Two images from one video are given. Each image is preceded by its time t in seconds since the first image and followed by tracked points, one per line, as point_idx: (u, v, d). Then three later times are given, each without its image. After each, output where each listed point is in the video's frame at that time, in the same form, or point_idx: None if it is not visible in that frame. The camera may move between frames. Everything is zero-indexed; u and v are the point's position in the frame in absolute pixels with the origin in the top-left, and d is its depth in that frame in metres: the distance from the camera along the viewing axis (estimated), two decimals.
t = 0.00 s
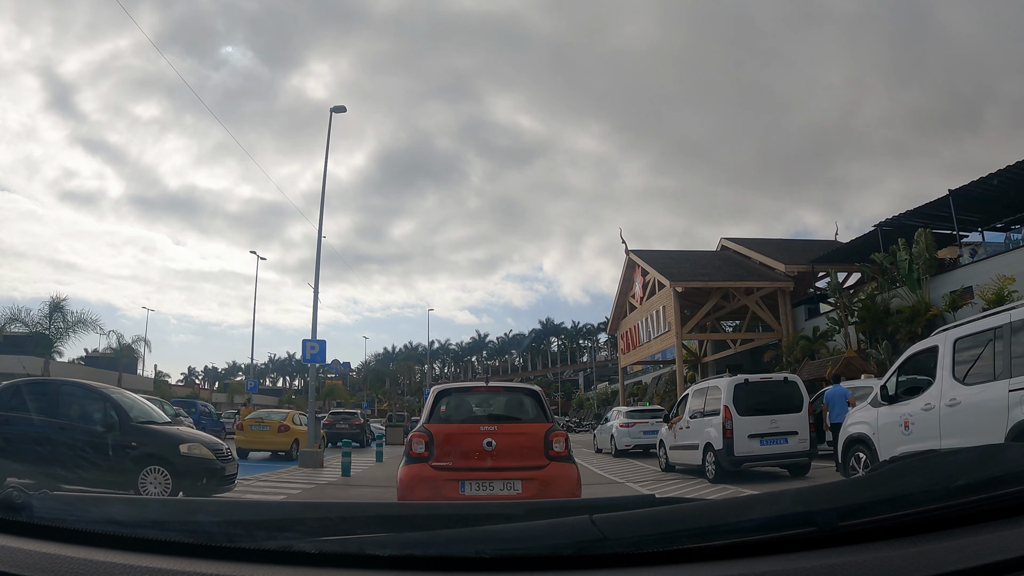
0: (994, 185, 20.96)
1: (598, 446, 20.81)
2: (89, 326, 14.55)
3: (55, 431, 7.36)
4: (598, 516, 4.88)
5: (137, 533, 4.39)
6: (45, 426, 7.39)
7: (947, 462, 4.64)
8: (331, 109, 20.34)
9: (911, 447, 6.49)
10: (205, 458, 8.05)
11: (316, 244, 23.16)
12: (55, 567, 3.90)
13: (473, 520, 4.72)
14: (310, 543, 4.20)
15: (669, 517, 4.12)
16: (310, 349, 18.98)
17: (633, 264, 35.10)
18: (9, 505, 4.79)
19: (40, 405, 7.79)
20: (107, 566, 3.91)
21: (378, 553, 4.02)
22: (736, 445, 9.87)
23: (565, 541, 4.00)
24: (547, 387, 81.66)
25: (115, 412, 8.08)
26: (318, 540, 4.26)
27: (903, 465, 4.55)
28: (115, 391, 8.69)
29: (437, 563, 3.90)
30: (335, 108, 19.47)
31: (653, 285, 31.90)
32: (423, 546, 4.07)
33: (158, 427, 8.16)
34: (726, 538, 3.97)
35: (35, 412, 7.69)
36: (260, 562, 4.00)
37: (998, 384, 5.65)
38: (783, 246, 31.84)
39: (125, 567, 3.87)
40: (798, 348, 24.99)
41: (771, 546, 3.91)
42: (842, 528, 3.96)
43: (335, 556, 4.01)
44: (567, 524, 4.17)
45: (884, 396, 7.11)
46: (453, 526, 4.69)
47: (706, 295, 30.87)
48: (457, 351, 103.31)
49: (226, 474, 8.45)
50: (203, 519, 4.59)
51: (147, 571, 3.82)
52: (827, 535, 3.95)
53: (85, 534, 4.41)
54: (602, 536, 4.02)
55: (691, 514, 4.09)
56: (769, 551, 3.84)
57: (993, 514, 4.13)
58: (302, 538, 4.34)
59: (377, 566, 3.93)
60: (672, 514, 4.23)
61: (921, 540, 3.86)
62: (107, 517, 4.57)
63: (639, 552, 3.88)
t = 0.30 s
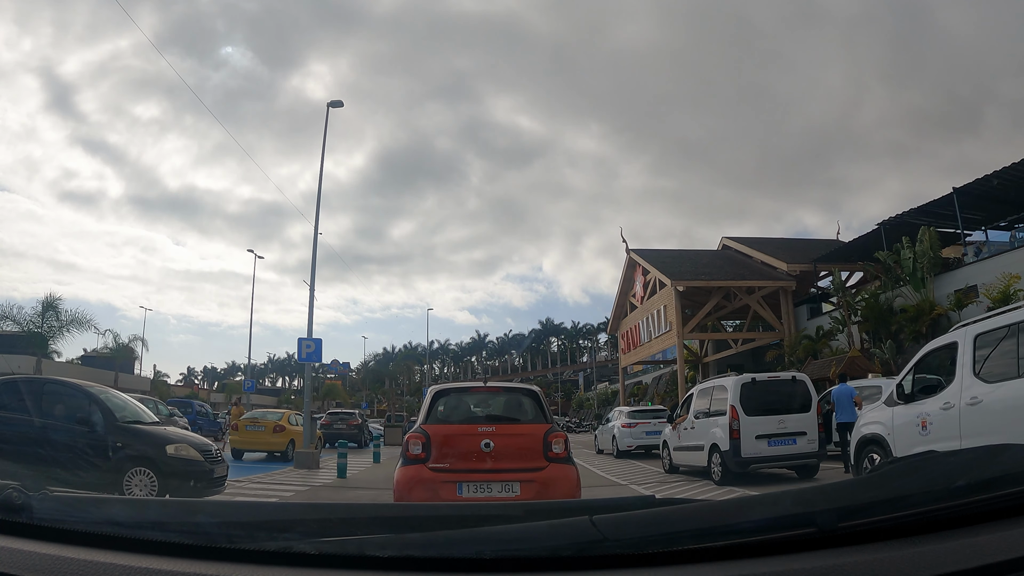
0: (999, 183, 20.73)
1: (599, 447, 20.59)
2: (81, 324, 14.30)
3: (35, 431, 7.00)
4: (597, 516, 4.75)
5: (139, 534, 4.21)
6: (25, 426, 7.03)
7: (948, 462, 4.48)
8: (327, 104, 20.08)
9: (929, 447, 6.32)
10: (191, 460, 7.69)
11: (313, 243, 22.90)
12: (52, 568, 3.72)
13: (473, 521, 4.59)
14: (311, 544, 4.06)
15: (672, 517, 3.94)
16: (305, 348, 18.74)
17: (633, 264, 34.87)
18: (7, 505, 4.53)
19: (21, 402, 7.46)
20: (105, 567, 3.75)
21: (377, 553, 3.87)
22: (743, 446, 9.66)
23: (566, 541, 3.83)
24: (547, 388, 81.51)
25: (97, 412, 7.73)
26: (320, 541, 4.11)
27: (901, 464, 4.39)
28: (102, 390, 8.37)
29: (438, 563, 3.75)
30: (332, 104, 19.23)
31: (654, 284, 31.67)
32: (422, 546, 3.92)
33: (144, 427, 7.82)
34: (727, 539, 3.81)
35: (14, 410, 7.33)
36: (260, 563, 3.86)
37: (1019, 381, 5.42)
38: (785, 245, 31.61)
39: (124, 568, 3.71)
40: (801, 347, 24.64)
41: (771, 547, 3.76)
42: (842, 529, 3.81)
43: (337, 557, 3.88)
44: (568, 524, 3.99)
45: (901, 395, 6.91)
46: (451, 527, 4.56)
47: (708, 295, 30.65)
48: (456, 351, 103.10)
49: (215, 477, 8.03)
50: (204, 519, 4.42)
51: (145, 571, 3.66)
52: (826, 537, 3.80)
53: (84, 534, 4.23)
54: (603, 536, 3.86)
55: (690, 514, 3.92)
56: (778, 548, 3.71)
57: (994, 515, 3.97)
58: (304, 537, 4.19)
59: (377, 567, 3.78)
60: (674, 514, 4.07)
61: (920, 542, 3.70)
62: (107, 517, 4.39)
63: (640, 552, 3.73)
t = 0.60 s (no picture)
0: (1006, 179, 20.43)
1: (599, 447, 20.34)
2: (75, 323, 14.09)
3: (18, 431, 6.74)
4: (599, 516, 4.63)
5: (142, 534, 4.10)
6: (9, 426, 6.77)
7: (950, 461, 4.31)
8: (324, 99, 19.79)
9: (947, 448, 6.12)
10: (178, 462, 7.37)
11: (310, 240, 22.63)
12: (54, 569, 3.61)
13: (474, 520, 4.49)
14: (312, 544, 3.96)
15: (672, 517, 3.82)
16: (302, 347, 18.53)
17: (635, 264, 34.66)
18: (7, 504, 4.39)
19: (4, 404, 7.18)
20: (107, 567, 3.64)
21: (377, 553, 3.76)
22: (751, 447, 9.43)
23: (566, 541, 3.70)
24: (546, 388, 81.35)
25: (83, 412, 7.49)
26: (319, 541, 4.00)
27: (902, 463, 4.22)
28: (88, 388, 8.09)
29: (438, 564, 3.65)
30: (329, 99, 19.00)
31: (654, 283, 31.46)
32: (422, 546, 3.80)
33: (129, 427, 7.51)
34: (726, 540, 3.68)
35: None
36: (259, 563, 3.76)
37: None
38: (786, 245, 31.41)
39: (124, 569, 3.60)
40: (803, 347, 24.47)
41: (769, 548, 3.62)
42: (842, 531, 3.66)
43: (337, 557, 3.77)
44: (567, 524, 3.87)
45: (916, 394, 6.69)
46: (451, 527, 4.46)
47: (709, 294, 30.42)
48: (456, 352, 102.95)
49: (205, 480, 7.69)
50: (205, 519, 4.31)
51: (146, 572, 3.55)
52: (826, 538, 3.65)
53: (85, 534, 4.11)
54: (603, 536, 3.74)
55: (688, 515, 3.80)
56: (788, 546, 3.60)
57: (998, 516, 3.76)
58: (304, 537, 4.08)
59: (377, 567, 3.68)
60: (676, 513, 3.95)
61: (921, 544, 3.53)
62: (107, 516, 4.26)
63: (640, 553, 3.61)
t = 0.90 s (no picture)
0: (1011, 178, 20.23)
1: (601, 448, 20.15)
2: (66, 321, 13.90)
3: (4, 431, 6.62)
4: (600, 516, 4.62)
5: (140, 534, 4.21)
6: None
7: (945, 463, 4.57)
8: (322, 93, 19.50)
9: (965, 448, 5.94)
10: (165, 462, 7.24)
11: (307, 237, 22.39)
12: (56, 568, 3.75)
13: (476, 521, 4.46)
14: (310, 544, 4.06)
15: (674, 519, 4.01)
16: (297, 345, 18.35)
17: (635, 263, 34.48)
18: (8, 504, 4.53)
19: None
20: (107, 566, 3.77)
21: (378, 553, 3.90)
22: (758, 447, 9.27)
23: (567, 542, 3.89)
24: (546, 388, 81.03)
25: (68, 412, 7.28)
26: (318, 541, 4.12)
27: (902, 465, 4.48)
28: (75, 388, 7.88)
29: (439, 564, 3.79)
30: (326, 93, 18.79)
31: (655, 282, 31.30)
32: (421, 546, 3.95)
33: (116, 428, 7.31)
34: (726, 540, 3.88)
35: None
36: (260, 562, 3.87)
37: None
38: (788, 244, 31.24)
39: (124, 568, 3.72)
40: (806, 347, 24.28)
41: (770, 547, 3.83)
42: (844, 529, 3.88)
43: (337, 557, 3.90)
44: (569, 524, 4.06)
45: (932, 393, 6.49)
46: (451, 528, 4.44)
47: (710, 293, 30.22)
48: (456, 351, 102.61)
49: (194, 482, 7.48)
50: (203, 519, 4.41)
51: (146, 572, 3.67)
52: (828, 537, 3.86)
53: (84, 535, 4.23)
54: (603, 536, 3.91)
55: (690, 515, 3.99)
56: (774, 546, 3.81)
57: (994, 515, 4.04)
58: (303, 538, 4.18)
59: (377, 567, 3.82)
60: (673, 514, 4.13)
61: (922, 541, 3.78)
62: (106, 516, 4.38)
63: (640, 553, 3.79)
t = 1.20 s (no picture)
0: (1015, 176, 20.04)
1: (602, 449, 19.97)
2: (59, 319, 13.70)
3: None
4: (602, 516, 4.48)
5: (138, 534, 4.07)
6: None
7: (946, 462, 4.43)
8: (320, 89, 19.27)
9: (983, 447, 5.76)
10: (155, 463, 7.05)
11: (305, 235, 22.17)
12: (53, 568, 3.62)
13: (476, 522, 4.29)
14: (311, 545, 3.91)
15: (674, 519, 3.88)
16: (294, 344, 18.18)
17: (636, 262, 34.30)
18: (7, 505, 4.41)
19: None
20: (106, 567, 3.63)
21: (377, 554, 3.75)
22: (765, 448, 9.11)
23: (568, 542, 3.74)
24: (546, 388, 80.83)
25: (53, 410, 7.07)
26: (319, 542, 3.97)
27: (901, 464, 4.33)
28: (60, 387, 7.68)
29: (438, 564, 3.65)
30: (323, 88, 18.58)
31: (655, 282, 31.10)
32: (422, 546, 3.80)
33: (101, 427, 7.11)
34: (727, 540, 3.74)
35: None
36: (259, 563, 3.73)
37: None
38: (789, 243, 31.05)
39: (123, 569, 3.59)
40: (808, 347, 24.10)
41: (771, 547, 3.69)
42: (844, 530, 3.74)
43: (336, 557, 3.75)
44: (568, 524, 3.92)
45: (947, 391, 6.33)
46: (448, 528, 4.28)
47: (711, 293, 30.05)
48: (455, 351, 102.42)
49: (183, 483, 7.26)
50: (204, 520, 4.26)
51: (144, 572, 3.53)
52: (827, 538, 3.73)
53: (83, 535, 4.09)
54: (604, 537, 3.77)
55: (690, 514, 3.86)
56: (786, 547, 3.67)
57: (992, 516, 3.90)
58: (304, 538, 4.03)
59: (376, 567, 3.67)
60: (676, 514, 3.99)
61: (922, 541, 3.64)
62: (107, 517, 4.24)
63: (641, 553, 3.65)
